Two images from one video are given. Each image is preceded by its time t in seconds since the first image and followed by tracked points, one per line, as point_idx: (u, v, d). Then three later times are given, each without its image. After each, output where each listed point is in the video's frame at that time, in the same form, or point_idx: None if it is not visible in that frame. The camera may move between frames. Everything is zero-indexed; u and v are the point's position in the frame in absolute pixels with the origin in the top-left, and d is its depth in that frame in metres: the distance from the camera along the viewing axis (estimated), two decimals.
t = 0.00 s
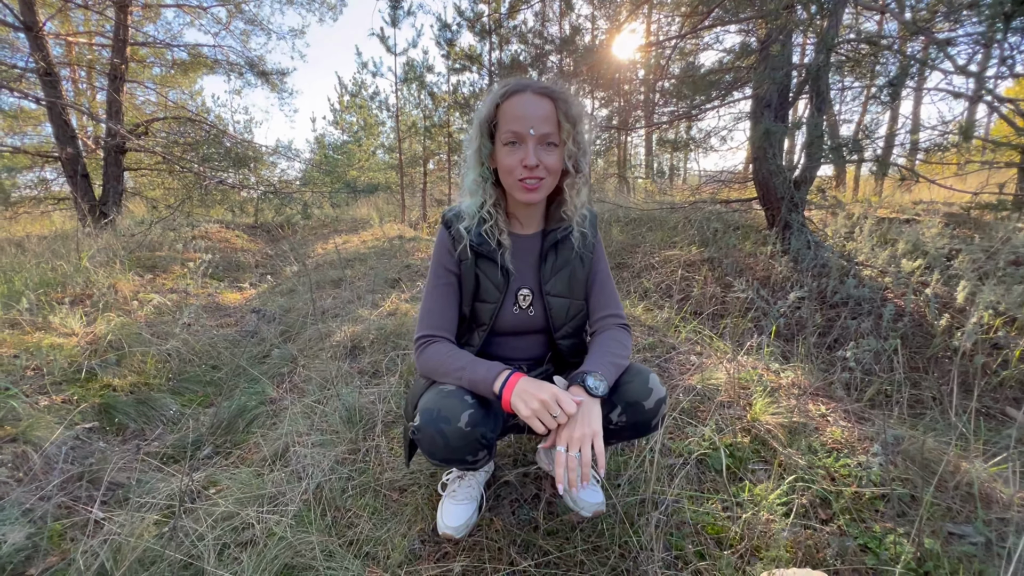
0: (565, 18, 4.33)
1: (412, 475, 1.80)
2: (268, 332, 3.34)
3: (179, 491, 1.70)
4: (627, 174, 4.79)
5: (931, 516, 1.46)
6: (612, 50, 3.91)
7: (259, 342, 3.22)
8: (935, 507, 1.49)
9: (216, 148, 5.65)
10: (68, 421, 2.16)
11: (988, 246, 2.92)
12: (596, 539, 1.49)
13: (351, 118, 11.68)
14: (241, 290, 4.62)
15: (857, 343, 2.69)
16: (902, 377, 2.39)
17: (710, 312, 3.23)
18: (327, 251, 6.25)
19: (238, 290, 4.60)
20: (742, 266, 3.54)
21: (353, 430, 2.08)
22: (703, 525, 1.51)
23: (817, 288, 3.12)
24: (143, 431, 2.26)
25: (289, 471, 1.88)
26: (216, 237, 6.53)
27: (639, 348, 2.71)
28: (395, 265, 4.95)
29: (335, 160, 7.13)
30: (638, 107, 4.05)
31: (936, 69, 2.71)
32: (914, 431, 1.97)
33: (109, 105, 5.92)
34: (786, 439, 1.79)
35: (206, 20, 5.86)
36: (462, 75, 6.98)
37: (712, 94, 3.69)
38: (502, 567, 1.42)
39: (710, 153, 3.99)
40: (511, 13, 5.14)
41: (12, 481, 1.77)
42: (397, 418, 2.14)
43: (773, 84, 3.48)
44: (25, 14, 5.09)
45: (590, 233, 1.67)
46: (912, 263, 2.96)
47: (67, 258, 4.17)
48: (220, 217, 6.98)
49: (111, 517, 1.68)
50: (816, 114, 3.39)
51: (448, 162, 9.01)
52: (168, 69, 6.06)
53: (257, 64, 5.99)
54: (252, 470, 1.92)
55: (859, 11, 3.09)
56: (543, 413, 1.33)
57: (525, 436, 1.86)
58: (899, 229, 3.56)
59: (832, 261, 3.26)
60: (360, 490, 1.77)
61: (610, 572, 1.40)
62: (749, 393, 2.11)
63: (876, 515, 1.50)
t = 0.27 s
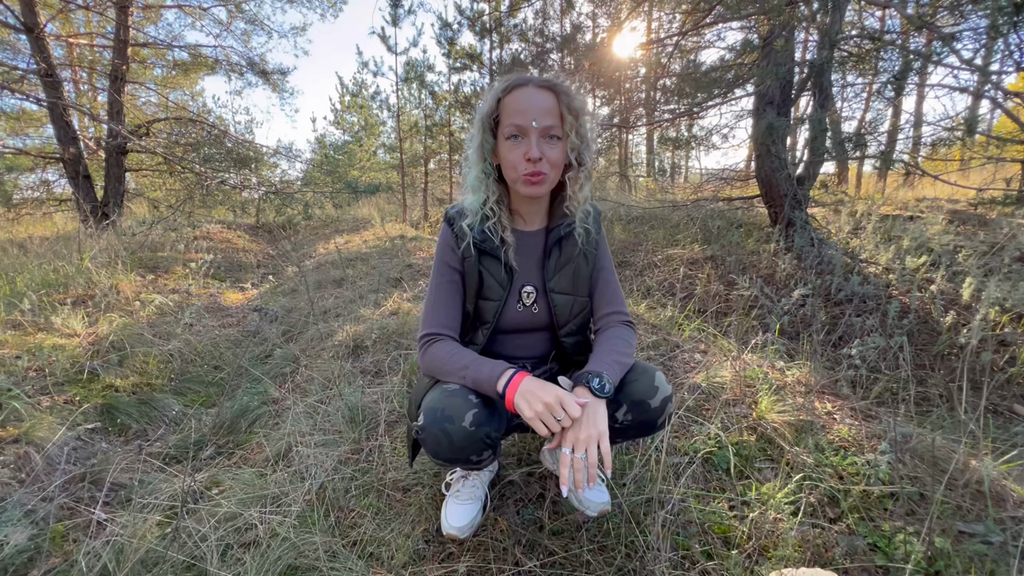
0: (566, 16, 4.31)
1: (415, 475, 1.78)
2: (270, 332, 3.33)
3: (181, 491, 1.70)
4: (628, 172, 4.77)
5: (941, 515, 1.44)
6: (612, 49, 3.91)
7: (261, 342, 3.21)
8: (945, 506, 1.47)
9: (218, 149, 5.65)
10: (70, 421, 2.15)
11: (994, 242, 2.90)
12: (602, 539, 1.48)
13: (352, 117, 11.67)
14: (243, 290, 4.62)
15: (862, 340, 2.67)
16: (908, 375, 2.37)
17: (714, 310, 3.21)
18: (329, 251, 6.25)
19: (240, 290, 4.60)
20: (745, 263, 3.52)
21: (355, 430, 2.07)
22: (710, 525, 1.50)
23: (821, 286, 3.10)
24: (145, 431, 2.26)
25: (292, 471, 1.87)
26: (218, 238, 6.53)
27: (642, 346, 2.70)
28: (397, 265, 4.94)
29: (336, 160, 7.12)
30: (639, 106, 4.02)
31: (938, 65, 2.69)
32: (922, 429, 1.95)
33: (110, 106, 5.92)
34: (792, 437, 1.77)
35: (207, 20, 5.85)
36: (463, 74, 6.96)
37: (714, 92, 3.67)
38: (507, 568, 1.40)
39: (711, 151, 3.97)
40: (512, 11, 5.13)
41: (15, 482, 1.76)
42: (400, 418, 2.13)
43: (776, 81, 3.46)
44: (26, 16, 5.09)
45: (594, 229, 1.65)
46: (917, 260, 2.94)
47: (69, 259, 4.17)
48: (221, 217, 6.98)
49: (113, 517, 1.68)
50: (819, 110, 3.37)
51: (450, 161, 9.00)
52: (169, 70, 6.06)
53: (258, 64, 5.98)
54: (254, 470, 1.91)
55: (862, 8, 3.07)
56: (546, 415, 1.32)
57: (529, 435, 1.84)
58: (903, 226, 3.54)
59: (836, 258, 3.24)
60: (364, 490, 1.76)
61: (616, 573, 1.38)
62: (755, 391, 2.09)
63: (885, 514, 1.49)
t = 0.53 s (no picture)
0: (566, 15, 4.29)
1: (417, 476, 1.77)
2: (271, 333, 3.32)
3: (181, 494, 1.68)
4: (629, 171, 4.75)
5: (950, 514, 1.42)
6: (613, 46, 3.91)
7: (262, 343, 3.20)
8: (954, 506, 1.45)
9: (218, 150, 5.64)
10: (70, 424, 2.14)
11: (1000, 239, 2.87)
12: (606, 541, 1.46)
13: (352, 118, 11.66)
14: (244, 291, 4.61)
15: (867, 338, 2.64)
16: (914, 373, 2.35)
17: (717, 309, 3.19)
18: (330, 251, 6.24)
19: (241, 291, 4.59)
20: (748, 262, 3.50)
21: (357, 431, 2.05)
22: (716, 526, 1.47)
23: (825, 284, 3.08)
24: (145, 433, 2.24)
25: (292, 472, 1.85)
26: (218, 239, 6.52)
27: (645, 345, 2.68)
28: (398, 265, 4.92)
29: (336, 161, 7.10)
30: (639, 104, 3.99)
31: (939, 60, 2.67)
32: (929, 427, 1.93)
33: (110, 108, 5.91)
34: (798, 437, 1.75)
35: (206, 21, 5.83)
36: (463, 74, 6.94)
37: (715, 90, 3.65)
38: (511, 570, 1.39)
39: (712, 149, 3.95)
40: (512, 10, 5.11)
41: (13, 485, 1.75)
42: (401, 418, 2.11)
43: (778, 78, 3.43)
44: (26, 18, 5.08)
45: (597, 227, 1.63)
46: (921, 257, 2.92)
47: (69, 261, 4.16)
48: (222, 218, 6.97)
49: (113, 520, 1.66)
50: (821, 107, 3.35)
51: (450, 161, 8.99)
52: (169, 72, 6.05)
53: (258, 65, 5.96)
54: (254, 472, 1.89)
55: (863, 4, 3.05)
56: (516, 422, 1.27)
57: (532, 436, 1.83)
58: (907, 223, 3.51)
59: (839, 256, 3.22)
60: (365, 492, 1.74)
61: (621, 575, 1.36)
62: (759, 390, 2.07)
63: (893, 514, 1.47)
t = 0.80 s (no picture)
0: (565, 14, 4.28)
1: (418, 479, 1.74)
2: (270, 334, 3.30)
3: (178, 498, 1.65)
4: (629, 170, 4.73)
5: (959, 515, 1.39)
6: (612, 44, 3.90)
7: (261, 345, 3.18)
8: (964, 506, 1.42)
9: (216, 151, 5.62)
10: (67, 427, 2.12)
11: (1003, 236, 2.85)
12: (610, 544, 1.44)
13: (351, 119, 11.65)
14: (243, 293, 4.59)
15: (871, 337, 2.62)
16: (919, 371, 2.32)
17: (719, 308, 3.17)
18: (329, 252, 6.22)
19: (240, 293, 4.57)
20: (749, 260, 3.48)
21: (357, 433, 2.03)
22: (722, 528, 1.45)
23: (827, 282, 3.06)
24: (144, 436, 2.22)
25: (292, 476, 1.83)
26: (218, 240, 6.50)
27: (647, 345, 2.66)
28: (398, 266, 4.91)
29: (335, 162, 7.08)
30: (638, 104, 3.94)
31: (938, 57, 2.63)
32: (935, 426, 1.91)
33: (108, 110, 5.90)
34: (804, 437, 1.73)
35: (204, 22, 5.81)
36: (462, 74, 6.92)
37: (714, 89, 3.62)
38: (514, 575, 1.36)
39: (712, 148, 3.93)
40: (511, 9, 5.09)
41: (9, 490, 1.72)
42: (402, 420, 2.09)
43: (779, 75, 3.41)
44: (23, 20, 5.06)
45: (597, 225, 1.62)
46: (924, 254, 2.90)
47: (67, 263, 4.13)
48: (221, 220, 6.95)
49: (110, 526, 1.64)
50: (822, 105, 3.33)
51: (450, 161, 8.97)
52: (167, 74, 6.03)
53: (256, 66, 5.93)
54: (254, 476, 1.87)
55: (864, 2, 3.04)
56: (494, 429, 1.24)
57: (534, 438, 1.81)
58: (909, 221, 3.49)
59: (841, 254, 3.20)
60: (366, 495, 1.72)
61: None
62: (763, 389, 2.05)
63: (902, 515, 1.45)
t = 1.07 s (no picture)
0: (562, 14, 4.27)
1: (417, 483, 1.72)
2: (268, 337, 3.27)
3: (174, 504, 1.63)
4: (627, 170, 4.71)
5: (965, 517, 1.38)
6: (610, 44, 3.89)
7: (258, 348, 3.15)
8: (969, 507, 1.41)
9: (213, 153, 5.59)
10: (61, 432, 2.09)
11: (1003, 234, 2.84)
12: (612, 548, 1.42)
13: (348, 120, 11.61)
14: (241, 295, 4.57)
15: (871, 335, 2.61)
16: (920, 370, 2.31)
17: (718, 308, 3.15)
18: (327, 253, 6.19)
19: (238, 295, 4.54)
20: (749, 259, 3.47)
21: (355, 437, 2.00)
22: (725, 531, 1.44)
23: (827, 281, 3.05)
24: (139, 441, 2.19)
25: (289, 480, 1.80)
26: (215, 243, 6.47)
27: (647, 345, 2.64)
28: (396, 267, 4.88)
29: (333, 162, 7.06)
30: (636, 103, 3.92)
31: (933, 56, 2.64)
32: (938, 426, 1.90)
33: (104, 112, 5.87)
34: (807, 438, 1.72)
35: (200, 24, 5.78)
36: (459, 74, 6.90)
37: (712, 88, 3.60)
38: None
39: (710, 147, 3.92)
40: (508, 9, 5.07)
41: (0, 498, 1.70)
42: (400, 423, 2.07)
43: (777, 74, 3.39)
44: (17, 22, 5.03)
45: (601, 227, 1.59)
46: (924, 253, 2.89)
47: (62, 266, 4.10)
48: (218, 222, 6.92)
49: (104, 533, 1.61)
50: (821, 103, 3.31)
51: (447, 161, 8.95)
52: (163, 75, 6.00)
53: (252, 67, 5.91)
54: (250, 481, 1.84)
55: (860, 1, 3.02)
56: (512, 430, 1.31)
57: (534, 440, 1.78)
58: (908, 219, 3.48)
59: (841, 253, 3.19)
60: (364, 500, 1.69)
61: None
62: (764, 389, 2.03)
63: (906, 517, 1.43)
